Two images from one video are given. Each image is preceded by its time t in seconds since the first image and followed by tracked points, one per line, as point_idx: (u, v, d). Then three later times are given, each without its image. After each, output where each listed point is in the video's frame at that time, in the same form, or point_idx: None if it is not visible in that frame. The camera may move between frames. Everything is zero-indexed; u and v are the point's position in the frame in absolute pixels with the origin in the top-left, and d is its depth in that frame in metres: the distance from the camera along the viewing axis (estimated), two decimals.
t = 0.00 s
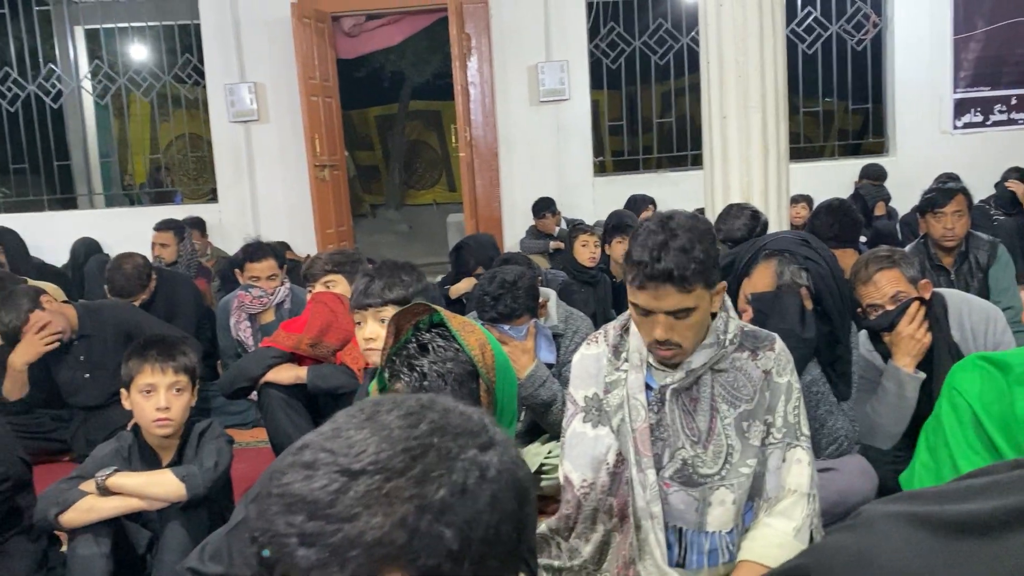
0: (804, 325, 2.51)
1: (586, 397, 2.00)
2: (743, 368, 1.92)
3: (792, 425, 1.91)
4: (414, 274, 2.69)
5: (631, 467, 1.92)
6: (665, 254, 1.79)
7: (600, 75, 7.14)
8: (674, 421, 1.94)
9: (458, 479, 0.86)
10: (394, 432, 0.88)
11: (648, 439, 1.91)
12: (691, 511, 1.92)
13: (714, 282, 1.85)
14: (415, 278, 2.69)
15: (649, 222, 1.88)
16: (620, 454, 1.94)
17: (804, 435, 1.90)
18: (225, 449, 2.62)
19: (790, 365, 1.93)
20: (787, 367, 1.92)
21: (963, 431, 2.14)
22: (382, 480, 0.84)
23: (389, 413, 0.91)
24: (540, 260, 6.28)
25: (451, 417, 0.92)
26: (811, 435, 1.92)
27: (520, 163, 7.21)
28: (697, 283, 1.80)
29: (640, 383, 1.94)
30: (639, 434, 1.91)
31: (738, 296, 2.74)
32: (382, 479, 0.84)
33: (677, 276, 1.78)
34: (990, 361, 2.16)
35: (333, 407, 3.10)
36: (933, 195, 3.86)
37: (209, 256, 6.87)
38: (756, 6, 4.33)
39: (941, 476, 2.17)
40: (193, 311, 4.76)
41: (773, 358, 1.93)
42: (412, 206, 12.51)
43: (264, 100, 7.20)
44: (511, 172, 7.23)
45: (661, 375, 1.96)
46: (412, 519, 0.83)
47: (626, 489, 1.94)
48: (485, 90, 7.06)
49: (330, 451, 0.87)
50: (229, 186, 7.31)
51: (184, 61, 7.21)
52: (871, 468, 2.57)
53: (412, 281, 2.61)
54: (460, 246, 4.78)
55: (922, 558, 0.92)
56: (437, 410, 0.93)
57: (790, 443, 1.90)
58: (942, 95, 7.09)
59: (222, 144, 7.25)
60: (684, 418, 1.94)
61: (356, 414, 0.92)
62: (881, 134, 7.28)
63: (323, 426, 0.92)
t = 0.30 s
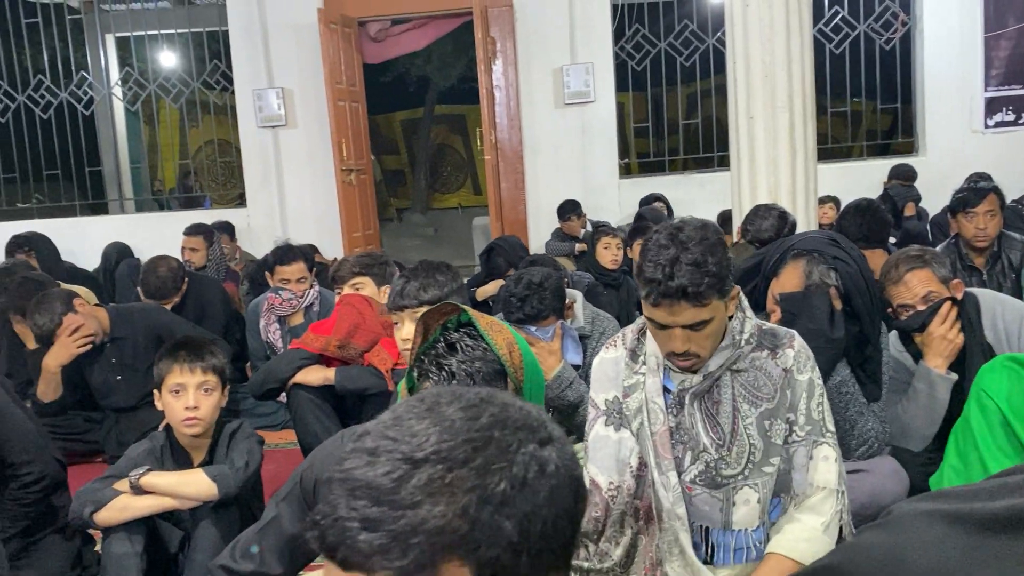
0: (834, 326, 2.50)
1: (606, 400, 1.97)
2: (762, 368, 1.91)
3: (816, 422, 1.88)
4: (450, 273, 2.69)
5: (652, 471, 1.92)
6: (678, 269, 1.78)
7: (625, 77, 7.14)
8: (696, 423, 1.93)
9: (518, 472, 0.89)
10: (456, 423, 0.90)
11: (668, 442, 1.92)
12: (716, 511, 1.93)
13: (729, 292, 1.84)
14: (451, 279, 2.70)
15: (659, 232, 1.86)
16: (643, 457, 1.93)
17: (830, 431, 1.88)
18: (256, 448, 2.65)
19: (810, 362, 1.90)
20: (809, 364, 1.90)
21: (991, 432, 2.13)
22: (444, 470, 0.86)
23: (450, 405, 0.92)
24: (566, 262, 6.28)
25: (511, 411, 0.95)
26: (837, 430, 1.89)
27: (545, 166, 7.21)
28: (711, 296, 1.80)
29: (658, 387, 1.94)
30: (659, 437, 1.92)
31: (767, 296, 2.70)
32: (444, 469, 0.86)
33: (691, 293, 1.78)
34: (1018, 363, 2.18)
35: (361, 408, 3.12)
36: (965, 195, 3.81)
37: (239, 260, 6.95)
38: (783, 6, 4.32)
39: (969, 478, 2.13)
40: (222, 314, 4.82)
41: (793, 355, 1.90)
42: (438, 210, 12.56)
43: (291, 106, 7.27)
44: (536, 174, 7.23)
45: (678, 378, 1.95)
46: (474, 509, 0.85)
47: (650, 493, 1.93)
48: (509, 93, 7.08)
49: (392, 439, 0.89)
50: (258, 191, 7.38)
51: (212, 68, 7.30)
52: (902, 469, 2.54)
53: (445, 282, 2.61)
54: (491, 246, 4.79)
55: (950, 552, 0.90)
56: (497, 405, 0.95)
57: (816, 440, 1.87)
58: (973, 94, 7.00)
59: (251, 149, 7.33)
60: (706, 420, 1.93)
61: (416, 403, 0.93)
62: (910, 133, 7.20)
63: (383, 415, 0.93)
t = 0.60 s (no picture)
0: (868, 325, 2.48)
1: (631, 402, 1.96)
2: (789, 367, 1.89)
3: (846, 421, 1.88)
4: (487, 274, 2.69)
5: (679, 472, 1.90)
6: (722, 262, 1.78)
7: (655, 79, 7.13)
8: (723, 424, 1.92)
9: (541, 459, 0.90)
10: (478, 412, 0.91)
11: (695, 442, 1.90)
12: (743, 511, 1.91)
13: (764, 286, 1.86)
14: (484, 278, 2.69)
15: (681, 235, 1.87)
16: (670, 458, 1.93)
17: (860, 430, 1.88)
18: (288, 447, 2.68)
19: (837, 361, 1.90)
20: (837, 362, 1.89)
21: None
22: (467, 458, 0.87)
23: (472, 395, 0.93)
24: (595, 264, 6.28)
25: (533, 399, 0.96)
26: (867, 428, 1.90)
27: (574, 170, 7.21)
28: (754, 287, 1.81)
29: (683, 387, 1.92)
30: (686, 437, 1.90)
31: (799, 295, 2.69)
32: (468, 456, 0.87)
33: (741, 285, 1.78)
34: None
35: (391, 409, 3.13)
36: (1001, 194, 3.76)
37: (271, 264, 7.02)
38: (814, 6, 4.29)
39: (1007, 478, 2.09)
40: (255, 317, 4.87)
41: (820, 355, 1.89)
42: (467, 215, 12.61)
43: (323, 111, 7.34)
44: (565, 178, 7.23)
45: (705, 381, 1.94)
46: (498, 496, 0.87)
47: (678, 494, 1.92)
48: (538, 97, 7.10)
49: (416, 429, 0.90)
50: (290, 196, 7.45)
51: (245, 75, 7.39)
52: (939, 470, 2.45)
53: (479, 283, 2.61)
54: (524, 247, 4.81)
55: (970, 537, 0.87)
56: (519, 394, 0.96)
57: (845, 439, 1.88)
58: (1010, 93, 6.88)
59: (283, 155, 7.41)
60: (734, 421, 1.91)
61: (439, 395, 0.95)
62: (945, 134, 7.11)
63: (408, 406, 0.95)
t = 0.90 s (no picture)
0: (905, 324, 2.42)
1: (666, 404, 1.98)
2: (827, 372, 1.89)
3: (883, 428, 1.88)
4: (513, 273, 2.70)
5: (716, 475, 1.87)
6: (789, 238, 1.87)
7: (685, 81, 7.10)
8: (764, 426, 1.88)
9: (551, 453, 0.94)
10: (491, 408, 0.96)
11: (733, 444, 1.87)
12: (778, 515, 1.88)
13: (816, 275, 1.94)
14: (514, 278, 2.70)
15: (726, 239, 1.92)
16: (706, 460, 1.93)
17: (897, 437, 1.88)
18: (322, 448, 2.68)
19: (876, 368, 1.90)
20: (875, 369, 1.89)
21: None
22: (478, 451, 0.92)
23: (486, 390, 0.99)
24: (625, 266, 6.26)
25: (545, 395, 1.01)
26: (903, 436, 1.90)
27: (603, 172, 7.19)
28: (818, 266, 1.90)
29: (723, 388, 1.91)
30: (723, 440, 1.87)
31: (834, 294, 2.66)
32: (479, 449, 0.92)
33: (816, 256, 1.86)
34: None
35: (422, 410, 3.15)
36: None
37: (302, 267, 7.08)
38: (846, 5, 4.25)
39: None
40: (288, 319, 4.92)
41: (859, 361, 1.89)
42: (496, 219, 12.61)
43: (353, 116, 7.40)
44: (594, 180, 7.21)
45: (745, 381, 1.93)
46: (507, 489, 0.91)
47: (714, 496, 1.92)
48: (567, 99, 7.10)
49: (430, 425, 0.95)
50: (321, 200, 7.51)
51: (277, 81, 7.47)
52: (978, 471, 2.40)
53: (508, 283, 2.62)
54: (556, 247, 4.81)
55: (1014, 528, 0.82)
56: (532, 388, 1.01)
57: (882, 446, 1.87)
58: None
59: (314, 160, 7.48)
60: (775, 424, 1.88)
61: (454, 391, 1.01)
62: (981, 133, 6.99)
63: (423, 403, 1.00)
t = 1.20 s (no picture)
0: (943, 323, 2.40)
1: (706, 403, 1.96)
2: (874, 372, 1.84)
3: (937, 430, 1.83)
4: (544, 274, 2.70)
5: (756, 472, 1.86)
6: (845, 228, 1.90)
7: (715, 82, 7.07)
8: (809, 426, 1.86)
9: (584, 435, 0.95)
10: (522, 393, 0.97)
11: (777, 443, 1.86)
12: (821, 515, 1.87)
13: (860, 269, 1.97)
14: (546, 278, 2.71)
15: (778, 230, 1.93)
16: (746, 459, 1.91)
17: (951, 438, 1.83)
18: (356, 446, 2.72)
19: (923, 369, 1.86)
20: (922, 371, 1.85)
21: None
22: (512, 435, 0.93)
23: (516, 377, 1.00)
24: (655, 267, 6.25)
25: (575, 380, 1.01)
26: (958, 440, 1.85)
27: (633, 174, 7.18)
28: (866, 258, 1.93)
29: (768, 387, 1.89)
30: (767, 438, 1.86)
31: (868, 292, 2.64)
32: (513, 433, 0.93)
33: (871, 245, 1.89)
34: None
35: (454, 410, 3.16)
36: None
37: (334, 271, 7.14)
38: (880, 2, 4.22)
39: None
40: (320, 320, 4.97)
41: (906, 362, 1.85)
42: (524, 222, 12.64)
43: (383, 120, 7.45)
44: (624, 182, 7.20)
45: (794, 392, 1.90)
46: (542, 471, 0.92)
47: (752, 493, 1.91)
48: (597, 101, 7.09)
49: (464, 412, 0.96)
50: (352, 204, 7.58)
51: (309, 86, 7.55)
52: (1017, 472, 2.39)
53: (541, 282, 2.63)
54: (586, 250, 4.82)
55: None
56: (561, 374, 1.02)
57: (937, 448, 1.82)
58: None
59: (346, 164, 7.55)
60: (822, 424, 1.85)
61: (484, 379, 1.01)
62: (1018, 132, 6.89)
63: (455, 391, 1.01)
